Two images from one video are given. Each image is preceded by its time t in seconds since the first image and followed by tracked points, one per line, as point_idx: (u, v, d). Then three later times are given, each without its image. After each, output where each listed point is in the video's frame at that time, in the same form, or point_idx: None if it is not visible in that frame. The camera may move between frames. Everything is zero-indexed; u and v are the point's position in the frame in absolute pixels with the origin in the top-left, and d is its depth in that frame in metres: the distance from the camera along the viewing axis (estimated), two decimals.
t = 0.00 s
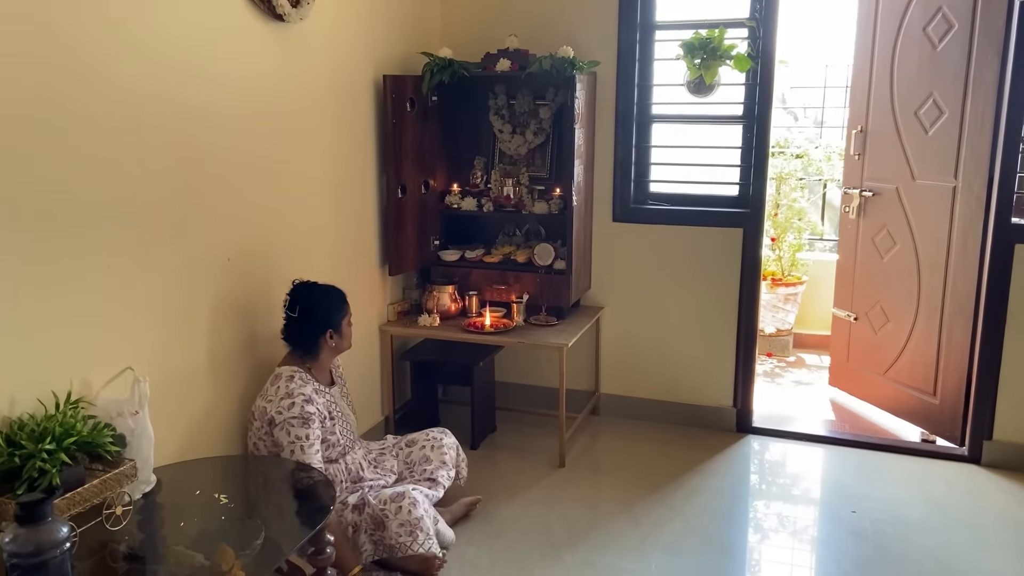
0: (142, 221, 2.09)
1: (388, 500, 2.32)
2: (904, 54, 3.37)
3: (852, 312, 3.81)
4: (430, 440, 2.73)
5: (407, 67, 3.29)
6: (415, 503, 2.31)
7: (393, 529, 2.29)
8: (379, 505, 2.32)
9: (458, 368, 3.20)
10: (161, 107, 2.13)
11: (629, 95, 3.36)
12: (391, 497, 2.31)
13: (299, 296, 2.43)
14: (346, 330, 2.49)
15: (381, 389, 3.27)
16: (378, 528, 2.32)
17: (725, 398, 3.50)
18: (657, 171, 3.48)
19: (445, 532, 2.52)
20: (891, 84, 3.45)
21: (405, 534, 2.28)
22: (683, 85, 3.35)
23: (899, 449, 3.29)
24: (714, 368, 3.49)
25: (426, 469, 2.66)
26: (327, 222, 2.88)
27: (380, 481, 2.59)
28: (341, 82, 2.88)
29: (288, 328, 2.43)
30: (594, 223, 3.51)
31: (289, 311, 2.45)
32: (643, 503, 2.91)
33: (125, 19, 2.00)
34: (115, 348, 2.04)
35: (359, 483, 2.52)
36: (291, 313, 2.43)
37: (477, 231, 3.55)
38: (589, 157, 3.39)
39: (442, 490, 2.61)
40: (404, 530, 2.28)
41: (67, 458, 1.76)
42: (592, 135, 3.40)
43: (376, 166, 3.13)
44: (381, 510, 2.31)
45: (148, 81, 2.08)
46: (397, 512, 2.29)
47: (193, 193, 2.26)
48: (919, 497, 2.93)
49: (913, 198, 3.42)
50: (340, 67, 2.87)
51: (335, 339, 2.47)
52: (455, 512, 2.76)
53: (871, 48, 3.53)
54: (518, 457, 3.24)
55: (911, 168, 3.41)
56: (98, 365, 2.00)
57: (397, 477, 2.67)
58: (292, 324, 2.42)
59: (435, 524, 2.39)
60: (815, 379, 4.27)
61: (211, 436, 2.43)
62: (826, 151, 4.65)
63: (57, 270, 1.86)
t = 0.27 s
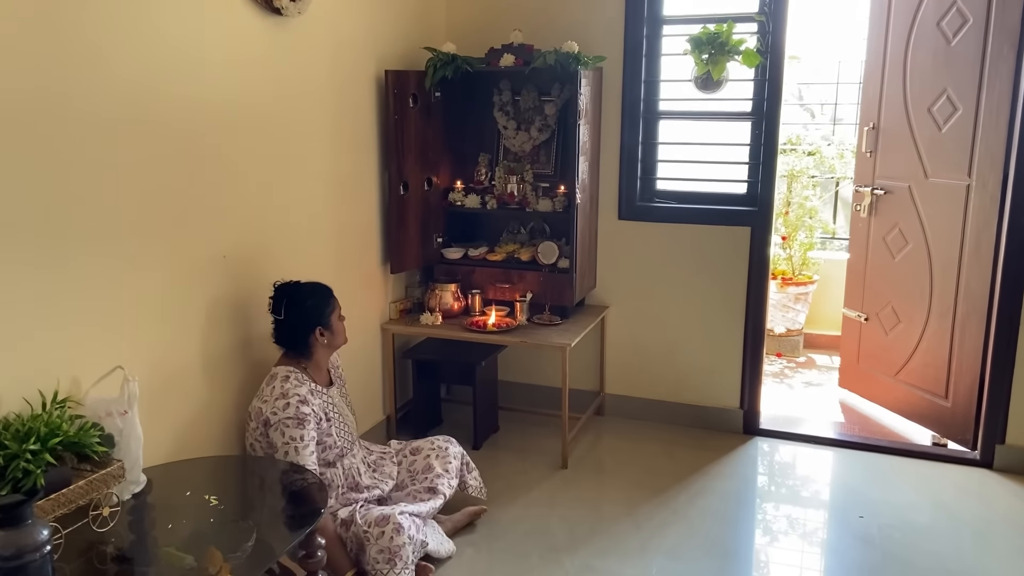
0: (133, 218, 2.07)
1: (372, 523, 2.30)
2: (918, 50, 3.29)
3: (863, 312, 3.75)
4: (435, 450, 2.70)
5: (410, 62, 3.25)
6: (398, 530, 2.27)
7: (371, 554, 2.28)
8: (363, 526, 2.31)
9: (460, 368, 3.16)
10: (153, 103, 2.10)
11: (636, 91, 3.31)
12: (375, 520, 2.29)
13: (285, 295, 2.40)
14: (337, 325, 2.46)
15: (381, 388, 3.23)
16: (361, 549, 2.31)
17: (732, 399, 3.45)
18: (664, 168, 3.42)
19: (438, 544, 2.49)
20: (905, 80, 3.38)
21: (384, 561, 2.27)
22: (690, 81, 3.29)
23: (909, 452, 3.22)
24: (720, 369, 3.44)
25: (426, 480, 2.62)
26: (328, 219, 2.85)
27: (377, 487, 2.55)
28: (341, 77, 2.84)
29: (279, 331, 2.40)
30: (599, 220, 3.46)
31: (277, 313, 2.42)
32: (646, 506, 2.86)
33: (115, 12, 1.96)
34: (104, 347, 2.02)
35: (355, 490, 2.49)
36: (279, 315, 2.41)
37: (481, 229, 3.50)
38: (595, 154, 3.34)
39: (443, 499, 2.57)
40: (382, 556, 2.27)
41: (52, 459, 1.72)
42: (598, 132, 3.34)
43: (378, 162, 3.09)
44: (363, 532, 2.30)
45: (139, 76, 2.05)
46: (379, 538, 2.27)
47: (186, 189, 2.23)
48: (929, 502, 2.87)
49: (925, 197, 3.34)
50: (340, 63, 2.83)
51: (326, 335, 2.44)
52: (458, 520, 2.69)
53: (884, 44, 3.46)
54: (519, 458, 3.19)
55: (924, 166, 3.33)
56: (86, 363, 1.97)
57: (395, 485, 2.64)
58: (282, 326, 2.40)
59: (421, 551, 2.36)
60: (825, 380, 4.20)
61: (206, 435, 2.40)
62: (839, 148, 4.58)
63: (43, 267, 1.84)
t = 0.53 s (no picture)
0: (133, 212, 2.05)
1: (374, 526, 2.25)
2: (936, 45, 3.23)
3: (877, 312, 3.68)
4: (443, 455, 2.67)
5: (418, 57, 3.22)
6: (400, 533, 2.22)
7: (374, 557, 2.23)
8: (365, 528, 2.27)
9: (466, 365, 3.13)
10: (154, 96, 2.08)
11: (646, 87, 3.27)
12: (377, 523, 2.24)
13: (283, 295, 2.38)
14: (335, 323, 2.43)
15: (387, 385, 3.21)
16: (363, 553, 2.28)
17: (743, 400, 3.40)
18: (675, 165, 3.37)
19: (441, 544, 2.44)
20: (922, 76, 3.31)
21: (386, 564, 2.22)
22: (702, 76, 3.24)
23: (922, 455, 3.16)
24: (730, 368, 3.39)
25: (432, 484, 2.60)
26: (333, 215, 2.83)
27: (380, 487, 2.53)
28: (347, 71, 2.81)
29: (279, 332, 2.38)
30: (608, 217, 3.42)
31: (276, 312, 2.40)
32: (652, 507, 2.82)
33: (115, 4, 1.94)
34: (103, 341, 2.01)
35: (357, 490, 2.47)
36: (278, 315, 2.38)
37: (489, 225, 3.47)
38: (604, 150, 3.30)
39: (448, 505, 2.56)
40: (384, 560, 2.22)
41: (45, 453, 1.71)
42: (608, 128, 3.30)
43: (385, 157, 3.07)
44: (365, 535, 2.26)
45: (140, 69, 2.03)
46: (380, 541, 2.22)
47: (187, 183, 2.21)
48: (941, 506, 2.81)
49: (942, 196, 3.28)
50: (346, 57, 2.80)
51: (324, 335, 2.42)
52: (462, 520, 2.65)
53: (901, 39, 3.39)
54: (525, 457, 3.16)
55: (941, 163, 3.27)
56: (84, 358, 1.96)
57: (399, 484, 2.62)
58: (281, 327, 2.38)
59: (424, 554, 2.31)
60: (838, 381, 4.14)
61: (207, 432, 2.39)
62: (855, 146, 4.51)
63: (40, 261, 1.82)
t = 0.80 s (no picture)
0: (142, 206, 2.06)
1: (382, 523, 2.25)
2: (956, 41, 3.17)
3: (895, 312, 3.63)
4: (452, 454, 2.67)
5: (431, 52, 3.21)
6: (409, 531, 2.22)
7: (383, 554, 2.23)
8: (373, 525, 2.27)
9: (477, 361, 3.13)
10: (163, 90, 2.08)
11: (661, 83, 3.24)
12: (386, 520, 2.24)
13: (282, 280, 2.44)
14: (318, 323, 2.41)
15: (398, 380, 3.21)
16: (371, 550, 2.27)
17: (756, 399, 3.37)
18: (689, 162, 3.35)
19: (448, 540, 2.46)
20: (942, 72, 3.26)
21: (395, 560, 2.21)
22: (718, 72, 3.21)
23: (940, 458, 3.11)
24: (743, 367, 3.37)
25: (440, 483, 2.60)
26: (345, 210, 2.83)
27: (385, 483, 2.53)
28: (359, 67, 2.81)
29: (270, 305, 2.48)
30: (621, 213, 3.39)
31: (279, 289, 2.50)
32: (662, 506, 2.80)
33: None
34: (111, 335, 2.02)
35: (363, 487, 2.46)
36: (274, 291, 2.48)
37: (502, 222, 3.46)
38: (618, 146, 3.27)
39: (455, 505, 2.56)
40: (393, 556, 2.21)
41: (51, 444, 1.73)
42: (622, 124, 3.28)
43: (397, 153, 3.07)
44: (375, 532, 2.26)
45: (149, 64, 2.04)
46: (389, 537, 2.22)
47: (197, 178, 2.22)
48: (955, 509, 2.77)
49: (962, 195, 3.22)
50: (358, 52, 2.80)
51: (305, 330, 2.43)
52: (469, 515, 2.65)
53: (922, 34, 3.34)
54: (535, 454, 3.16)
55: (961, 162, 3.21)
56: (92, 351, 1.97)
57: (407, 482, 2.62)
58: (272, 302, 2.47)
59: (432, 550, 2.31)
60: (854, 381, 4.10)
61: (217, 426, 2.39)
62: (875, 143, 4.45)
63: (49, 255, 1.83)
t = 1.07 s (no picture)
0: (161, 204, 2.12)
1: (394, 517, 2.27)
2: (980, 40, 3.14)
3: (918, 313, 3.59)
4: (468, 450, 2.70)
5: (450, 52, 3.25)
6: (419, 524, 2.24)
7: (393, 548, 2.25)
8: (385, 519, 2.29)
9: (493, 358, 3.16)
10: (182, 91, 2.14)
11: (680, 82, 3.24)
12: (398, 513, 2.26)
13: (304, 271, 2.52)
14: (321, 322, 2.47)
15: (416, 376, 3.26)
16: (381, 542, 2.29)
17: (774, 400, 3.36)
18: (707, 161, 3.35)
19: (460, 534, 2.50)
20: (966, 72, 3.22)
21: (405, 555, 2.23)
22: (737, 71, 3.20)
23: (959, 460, 3.08)
24: (760, 368, 3.36)
25: (454, 478, 2.63)
26: (363, 208, 2.87)
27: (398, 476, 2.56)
28: (377, 67, 2.86)
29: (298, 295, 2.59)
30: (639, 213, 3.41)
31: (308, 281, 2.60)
32: (674, 505, 2.81)
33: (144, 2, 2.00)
34: (131, 329, 2.08)
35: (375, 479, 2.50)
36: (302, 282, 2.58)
37: (519, 220, 3.49)
38: (636, 145, 3.28)
39: (469, 501, 2.59)
40: (403, 551, 2.23)
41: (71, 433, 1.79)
42: (640, 124, 3.29)
43: (416, 151, 3.11)
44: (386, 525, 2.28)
45: (168, 65, 2.09)
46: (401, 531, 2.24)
47: (215, 176, 2.27)
48: (972, 513, 2.75)
49: (985, 196, 3.18)
50: (377, 52, 2.84)
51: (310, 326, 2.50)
52: (482, 509, 2.68)
53: (946, 33, 3.31)
54: (550, 451, 3.18)
55: (984, 162, 3.18)
56: (112, 344, 2.03)
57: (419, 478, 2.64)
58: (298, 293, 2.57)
59: (443, 546, 2.33)
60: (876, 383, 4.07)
61: (235, 418, 2.45)
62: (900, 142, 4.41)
63: (70, 251, 1.89)
